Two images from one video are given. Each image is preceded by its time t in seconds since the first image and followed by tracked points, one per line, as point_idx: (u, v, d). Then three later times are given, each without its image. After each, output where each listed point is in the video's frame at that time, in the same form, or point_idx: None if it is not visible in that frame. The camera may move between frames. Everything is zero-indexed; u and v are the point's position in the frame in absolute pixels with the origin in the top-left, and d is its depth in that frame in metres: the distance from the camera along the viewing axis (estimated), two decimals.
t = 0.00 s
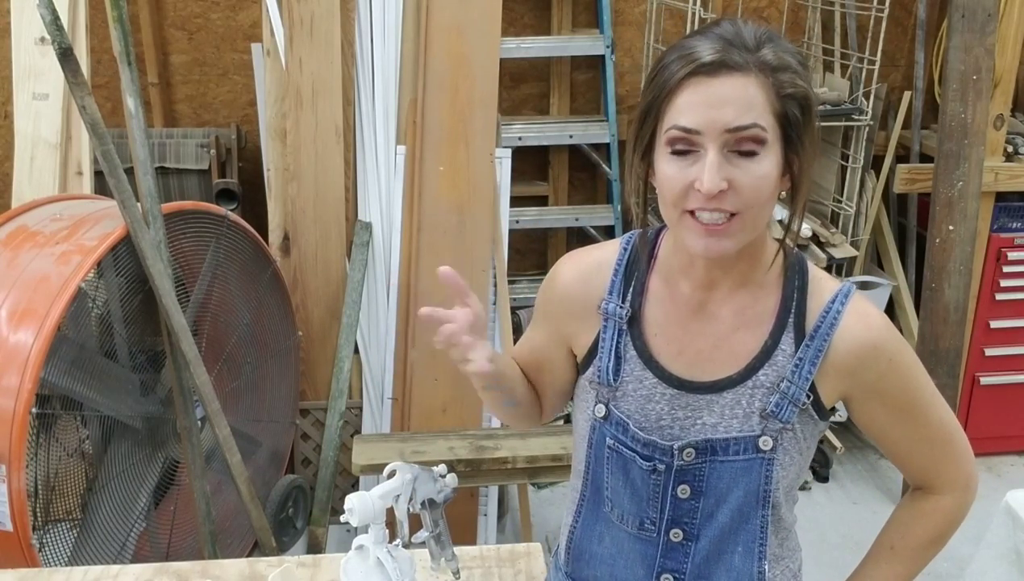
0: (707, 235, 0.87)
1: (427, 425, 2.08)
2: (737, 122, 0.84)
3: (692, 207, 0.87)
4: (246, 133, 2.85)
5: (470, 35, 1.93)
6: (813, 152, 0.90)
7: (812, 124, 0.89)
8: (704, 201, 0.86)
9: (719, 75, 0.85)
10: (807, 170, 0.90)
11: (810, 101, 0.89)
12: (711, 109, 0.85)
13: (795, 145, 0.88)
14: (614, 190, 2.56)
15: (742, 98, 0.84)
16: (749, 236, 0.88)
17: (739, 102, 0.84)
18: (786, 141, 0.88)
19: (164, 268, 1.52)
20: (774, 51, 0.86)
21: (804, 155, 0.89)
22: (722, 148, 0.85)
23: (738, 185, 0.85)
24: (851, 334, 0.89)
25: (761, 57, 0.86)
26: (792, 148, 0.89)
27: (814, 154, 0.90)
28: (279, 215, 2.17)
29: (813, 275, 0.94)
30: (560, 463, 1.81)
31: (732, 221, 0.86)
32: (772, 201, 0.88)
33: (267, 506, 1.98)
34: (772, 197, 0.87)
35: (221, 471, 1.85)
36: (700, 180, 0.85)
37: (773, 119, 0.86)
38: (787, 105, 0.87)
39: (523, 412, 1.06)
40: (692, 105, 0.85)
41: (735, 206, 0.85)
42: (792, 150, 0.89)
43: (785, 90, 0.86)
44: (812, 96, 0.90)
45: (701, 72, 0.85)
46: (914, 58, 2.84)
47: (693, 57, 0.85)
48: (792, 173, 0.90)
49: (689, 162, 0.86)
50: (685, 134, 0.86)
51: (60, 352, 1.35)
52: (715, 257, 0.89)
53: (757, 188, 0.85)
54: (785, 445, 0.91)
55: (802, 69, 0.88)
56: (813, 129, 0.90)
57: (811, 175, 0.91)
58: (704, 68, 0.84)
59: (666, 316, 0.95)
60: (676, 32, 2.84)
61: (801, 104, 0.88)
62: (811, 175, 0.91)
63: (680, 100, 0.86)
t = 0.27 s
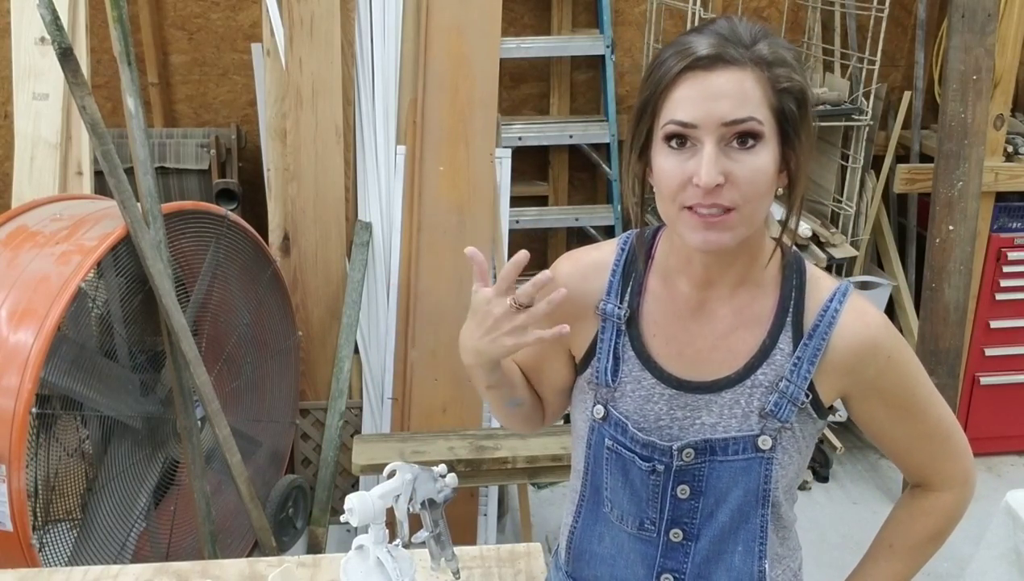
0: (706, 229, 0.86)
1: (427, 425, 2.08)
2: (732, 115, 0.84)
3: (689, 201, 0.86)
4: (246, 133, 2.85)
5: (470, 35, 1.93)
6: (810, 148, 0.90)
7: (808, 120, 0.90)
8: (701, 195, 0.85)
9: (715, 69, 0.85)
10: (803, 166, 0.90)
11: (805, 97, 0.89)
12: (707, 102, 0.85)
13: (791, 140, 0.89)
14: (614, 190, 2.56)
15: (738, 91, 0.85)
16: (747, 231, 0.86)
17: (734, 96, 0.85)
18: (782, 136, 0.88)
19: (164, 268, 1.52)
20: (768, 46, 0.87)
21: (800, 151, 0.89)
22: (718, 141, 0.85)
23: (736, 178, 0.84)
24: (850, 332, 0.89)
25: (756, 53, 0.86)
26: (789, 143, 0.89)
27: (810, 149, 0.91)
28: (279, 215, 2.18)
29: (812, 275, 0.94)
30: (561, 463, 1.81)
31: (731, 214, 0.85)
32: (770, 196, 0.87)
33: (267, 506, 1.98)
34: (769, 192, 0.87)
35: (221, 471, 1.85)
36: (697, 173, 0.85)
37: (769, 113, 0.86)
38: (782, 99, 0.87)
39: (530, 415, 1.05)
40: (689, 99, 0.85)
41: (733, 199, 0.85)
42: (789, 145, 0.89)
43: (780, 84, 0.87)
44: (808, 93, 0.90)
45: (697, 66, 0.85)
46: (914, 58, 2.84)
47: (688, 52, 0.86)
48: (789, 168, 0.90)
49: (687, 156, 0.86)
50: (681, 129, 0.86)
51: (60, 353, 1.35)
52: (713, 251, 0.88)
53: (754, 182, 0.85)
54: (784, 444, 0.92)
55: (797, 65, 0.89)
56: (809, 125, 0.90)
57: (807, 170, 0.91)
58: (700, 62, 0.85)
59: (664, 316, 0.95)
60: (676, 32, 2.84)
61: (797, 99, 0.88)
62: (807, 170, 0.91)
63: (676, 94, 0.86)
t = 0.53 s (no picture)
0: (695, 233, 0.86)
1: (427, 425, 2.08)
2: (727, 120, 0.84)
3: (680, 204, 0.86)
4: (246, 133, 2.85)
5: (470, 35, 1.93)
6: (810, 156, 0.89)
7: (809, 128, 0.89)
8: (691, 198, 0.85)
9: (714, 72, 0.85)
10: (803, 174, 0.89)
11: (807, 105, 0.88)
12: (704, 105, 0.85)
13: (790, 147, 0.88)
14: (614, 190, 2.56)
15: (735, 95, 0.85)
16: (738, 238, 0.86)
17: (732, 100, 0.84)
18: (781, 144, 0.87)
19: (164, 268, 1.52)
20: (771, 52, 0.86)
21: (799, 159, 0.89)
22: (711, 145, 0.85)
23: (726, 183, 0.84)
24: (850, 339, 0.89)
25: (756, 58, 0.86)
26: (787, 151, 0.88)
27: (810, 158, 0.90)
28: (279, 215, 2.18)
29: (811, 280, 0.94)
30: (560, 463, 1.81)
31: (721, 220, 0.85)
32: (764, 203, 0.87)
33: (267, 506, 1.98)
34: (763, 199, 0.87)
35: (221, 471, 1.85)
36: (688, 177, 0.85)
37: (767, 120, 0.86)
38: (782, 107, 0.86)
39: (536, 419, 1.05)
40: (685, 101, 0.85)
41: (723, 205, 0.85)
42: (788, 152, 0.88)
43: (781, 91, 0.86)
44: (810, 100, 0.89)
45: (696, 68, 0.85)
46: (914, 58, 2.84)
47: (689, 53, 0.85)
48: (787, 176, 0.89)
49: (680, 159, 0.87)
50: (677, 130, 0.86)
51: (60, 353, 1.35)
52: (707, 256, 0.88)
53: (745, 188, 0.85)
54: (780, 447, 0.92)
55: (800, 72, 0.88)
56: (810, 134, 0.89)
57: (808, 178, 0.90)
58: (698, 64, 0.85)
59: (661, 321, 0.94)
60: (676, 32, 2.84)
61: (798, 107, 0.87)
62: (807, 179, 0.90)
63: (674, 95, 0.87)
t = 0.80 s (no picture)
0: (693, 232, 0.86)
1: (427, 425, 2.08)
2: (727, 120, 0.84)
3: (678, 203, 0.86)
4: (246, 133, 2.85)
5: (470, 35, 1.93)
6: (810, 156, 0.89)
7: (809, 128, 0.88)
8: (689, 198, 0.85)
9: (715, 71, 0.85)
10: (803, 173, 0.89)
11: (808, 104, 0.88)
12: (704, 105, 0.85)
13: (790, 147, 0.88)
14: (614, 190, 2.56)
15: (736, 95, 0.84)
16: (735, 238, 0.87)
17: (732, 100, 0.84)
18: (781, 144, 0.87)
19: (164, 268, 1.52)
20: (772, 52, 0.86)
21: (799, 159, 0.88)
22: (711, 144, 0.85)
23: (726, 183, 0.84)
24: (849, 334, 0.90)
25: (757, 57, 0.85)
26: (787, 151, 0.88)
27: (810, 157, 0.89)
28: (279, 215, 2.18)
29: (812, 279, 0.94)
30: (561, 463, 1.81)
31: (719, 220, 0.86)
32: (763, 203, 0.87)
33: (267, 506, 1.98)
34: (762, 199, 0.87)
35: (221, 471, 1.85)
36: (687, 176, 0.85)
37: (767, 120, 0.85)
38: (782, 107, 0.86)
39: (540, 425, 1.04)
40: (685, 100, 0.85)
41: (721, 205, 0.85)
42: (787, 153, 0.88)
43: (782, 91, 0.86)
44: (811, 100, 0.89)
45: (696, 67, 0.85)
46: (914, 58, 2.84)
47: (689, 52, 0.85)
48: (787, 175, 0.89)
49: (679, 158, 0.87)
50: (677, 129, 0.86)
51: (60, 353, 1.35)
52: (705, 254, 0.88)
53: (744, 188, 0.85)
54: (786, 446, 0.92)
55: (801, 72, 0.88)
56: (810, 133, 0.89)
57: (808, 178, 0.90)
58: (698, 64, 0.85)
59: (662, 323, 0.94)
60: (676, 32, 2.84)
61: (799, 107, 0.87)
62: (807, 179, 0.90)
63: (674, 94, 0.86)
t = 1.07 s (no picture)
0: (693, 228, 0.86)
1: (427, 425, 2.08)
2: (727, 115, 0.84)
3: (678, 198, 0.86)
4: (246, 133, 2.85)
5: (469, 35, 1.93)
6: (809, 152, 0.89)
7: (808, 124, 0.88)
8: (689, 192, 0.85)
9: (714, 68, 0.85)
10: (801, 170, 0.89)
11: (807, 100, 0.88)
12: (703, 100, 0.85)
13: (789, 144, 0.88)
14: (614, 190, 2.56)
15: (735, 91, 0.84)
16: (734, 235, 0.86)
17: (732, 96, 0.84)
18: (780, 141, 0.87)
19: (163, 268, 1.52)
20: (770, 48, 0.86)
21: (798, 155, 0.88)
22: (711, 140, 0.85)
23: (726, 178, 0.84)
24: (848, 334, 0.90)
25: (756, 53, 0.85)
26: (786, 147, 0.88)
27: (809, 154, 0.89)
28: (279, 215, 2.18)
29: (812, 278, 0.94)
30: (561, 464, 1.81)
31: (719, 216, 0.85)
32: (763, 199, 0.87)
33: (267, 506, 1.98)
34: (761, 195, 0.87)
35: (221, 471, 1.85)
36: (686, 171, 0.85)
37: (767, 115, 0.86)
38: (781, 103, 0.86)
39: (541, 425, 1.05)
40: (684, 96, 0.85)
41: (721, 200, 0.85)
42: (787, 149, 0.88)
43: (781, 87, 0.86)
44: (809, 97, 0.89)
45: (695, 64, 0.85)
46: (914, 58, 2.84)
47: (688, 49, 0.86)
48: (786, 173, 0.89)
49: (679, 154, 0.87)
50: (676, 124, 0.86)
51: (60, 352, 1.35)
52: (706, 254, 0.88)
53: (745, 183, 0.85)
54: (785, 445, 0.92)
55: (799, 68, 0.88)
56: (809, 129, 0.89)
57: (807, 175, 0.90)
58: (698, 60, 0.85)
59: (662, 322, 0.94)
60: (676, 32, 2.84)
61: (797, 104, 0.87)
62: (806, 175, 0.90)
63: (673, 91, 0.87)
